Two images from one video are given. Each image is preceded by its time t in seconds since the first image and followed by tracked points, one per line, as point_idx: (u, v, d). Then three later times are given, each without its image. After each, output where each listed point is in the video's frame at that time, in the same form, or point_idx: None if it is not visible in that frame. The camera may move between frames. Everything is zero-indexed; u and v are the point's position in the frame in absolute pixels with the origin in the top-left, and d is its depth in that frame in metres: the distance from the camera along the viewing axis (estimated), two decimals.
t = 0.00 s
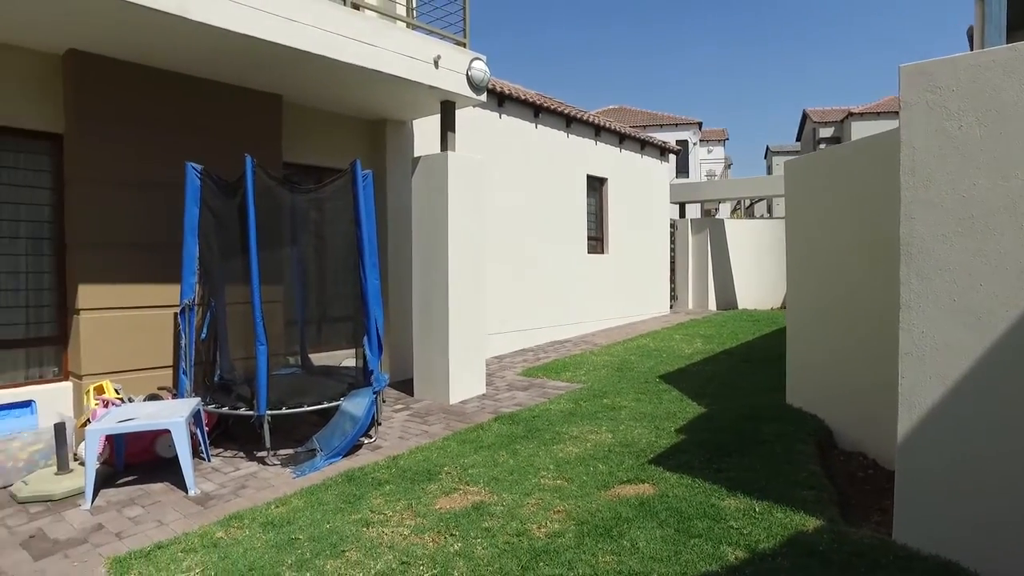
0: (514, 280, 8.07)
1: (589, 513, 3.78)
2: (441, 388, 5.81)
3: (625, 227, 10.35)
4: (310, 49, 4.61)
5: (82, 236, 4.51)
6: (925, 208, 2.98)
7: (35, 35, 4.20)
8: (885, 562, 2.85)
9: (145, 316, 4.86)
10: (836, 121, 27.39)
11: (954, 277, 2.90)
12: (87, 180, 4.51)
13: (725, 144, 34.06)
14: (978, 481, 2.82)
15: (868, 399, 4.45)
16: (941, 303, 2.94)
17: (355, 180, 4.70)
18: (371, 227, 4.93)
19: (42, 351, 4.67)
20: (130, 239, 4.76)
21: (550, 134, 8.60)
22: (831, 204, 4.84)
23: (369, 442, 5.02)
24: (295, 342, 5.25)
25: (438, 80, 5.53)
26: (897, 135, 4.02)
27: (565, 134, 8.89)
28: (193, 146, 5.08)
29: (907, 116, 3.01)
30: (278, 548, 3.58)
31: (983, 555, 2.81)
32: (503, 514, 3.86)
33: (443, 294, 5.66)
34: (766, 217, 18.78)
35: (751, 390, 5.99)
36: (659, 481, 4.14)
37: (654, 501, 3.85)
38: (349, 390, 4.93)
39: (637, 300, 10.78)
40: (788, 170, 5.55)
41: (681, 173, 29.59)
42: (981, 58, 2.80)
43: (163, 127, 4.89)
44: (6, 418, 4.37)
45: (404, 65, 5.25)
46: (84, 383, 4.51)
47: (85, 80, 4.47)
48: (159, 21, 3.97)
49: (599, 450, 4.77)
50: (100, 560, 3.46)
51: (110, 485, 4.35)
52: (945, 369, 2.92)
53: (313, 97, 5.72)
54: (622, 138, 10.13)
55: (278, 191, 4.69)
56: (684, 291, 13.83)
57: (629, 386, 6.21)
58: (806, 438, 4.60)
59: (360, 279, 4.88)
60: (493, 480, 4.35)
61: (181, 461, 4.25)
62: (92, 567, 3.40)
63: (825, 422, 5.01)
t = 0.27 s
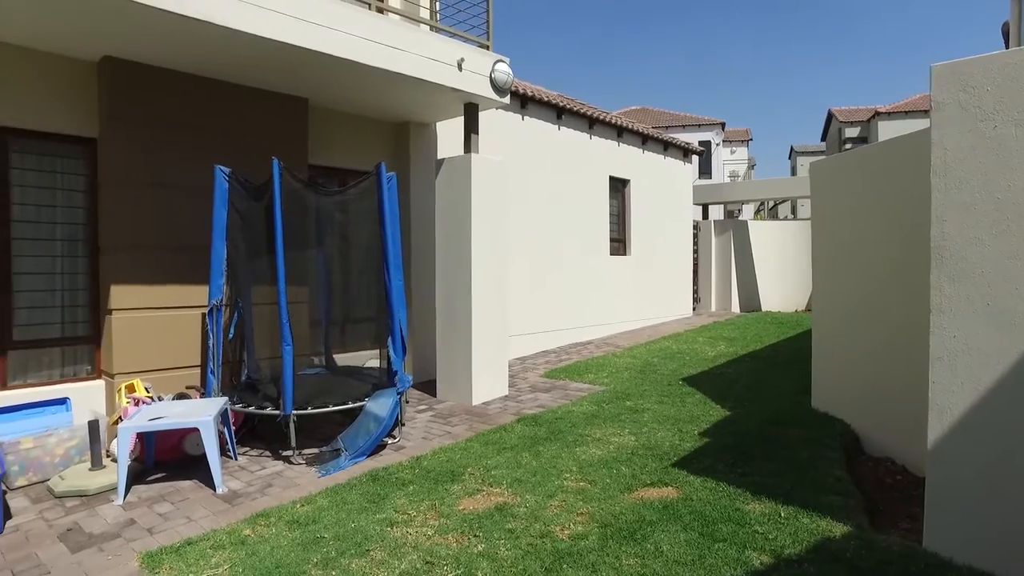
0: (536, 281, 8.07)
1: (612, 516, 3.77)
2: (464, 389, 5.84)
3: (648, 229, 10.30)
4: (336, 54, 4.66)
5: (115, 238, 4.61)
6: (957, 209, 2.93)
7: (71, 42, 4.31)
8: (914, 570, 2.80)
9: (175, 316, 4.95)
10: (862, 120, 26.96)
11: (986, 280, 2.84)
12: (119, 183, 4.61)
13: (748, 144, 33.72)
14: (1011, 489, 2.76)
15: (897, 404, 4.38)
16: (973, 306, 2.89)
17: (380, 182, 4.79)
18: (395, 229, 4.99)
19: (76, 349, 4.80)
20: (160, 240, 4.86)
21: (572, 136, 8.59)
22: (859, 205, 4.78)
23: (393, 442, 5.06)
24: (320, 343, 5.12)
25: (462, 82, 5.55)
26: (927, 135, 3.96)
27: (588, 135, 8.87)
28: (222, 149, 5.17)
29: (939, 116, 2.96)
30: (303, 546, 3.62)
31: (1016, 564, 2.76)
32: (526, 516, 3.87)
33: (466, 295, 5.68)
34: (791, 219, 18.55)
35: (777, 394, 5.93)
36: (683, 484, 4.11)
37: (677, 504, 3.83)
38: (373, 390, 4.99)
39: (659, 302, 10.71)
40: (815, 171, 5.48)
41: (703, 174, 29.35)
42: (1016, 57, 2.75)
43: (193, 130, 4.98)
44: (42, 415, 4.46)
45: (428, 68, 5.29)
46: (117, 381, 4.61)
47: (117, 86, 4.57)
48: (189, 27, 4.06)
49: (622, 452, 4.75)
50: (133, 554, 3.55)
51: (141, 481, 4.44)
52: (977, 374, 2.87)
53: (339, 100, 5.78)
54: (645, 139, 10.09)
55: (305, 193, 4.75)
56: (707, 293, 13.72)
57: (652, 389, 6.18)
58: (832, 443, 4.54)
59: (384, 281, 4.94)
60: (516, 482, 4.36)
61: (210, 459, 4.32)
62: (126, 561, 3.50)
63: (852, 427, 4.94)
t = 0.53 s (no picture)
0: (557, 284, 8.07)
1: (634, 519, 3.75)
2: (485, 390, 5.85)
3: (669, 231, 10.24)
4: (359, 57, 4.71)
5: (144, 240, 4.70)
6: (989, 210, 2.88)
7: (103, 49, 4.42)
8: None
9: (202, 317, 5.02)
10: (887, 121, 26.57)
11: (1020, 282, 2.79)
12: (149, 186, 4.70)
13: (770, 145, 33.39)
14: None
15: (925, 409, 4.30)
16: (1005, 309, 2.83)
17: (404, 184, 4.86)
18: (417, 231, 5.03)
19: (107, 349, 4.90)
20: (188, 242, 4.93)
21: (594, 138, 8.57)
22: (885, 207, 4.70)
23: (415, 443, 5.09)
24: (342, 343, 5.03)
25: (484, 85, 5.57)
26: (959, 135, 3.88)
27: (609, 137, 8.85)
28: (248, 152, 5.25)
29: (971, 116, 2.92)
30: (327, 545, 3.65)
31: None
32: (548, 518, 3.86)
33: (488, 297, 5.70)
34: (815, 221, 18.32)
35: (801, 398, 5.86)
36: (707, 488, 4.08)
37: (700, 508, 3.80)
38: (396, 391, 5.01)
39: (681, 305, 10.64)
40: (839, 173, 5.41)
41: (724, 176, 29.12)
42: None
43: (220, 134, 5.06)
44: (76, 413, 4.54)
45: (451, 71, 5.32)
46: (146, 380, 4.70)
47: (147, 91, 4.66)
48: (217, 33, 4.13)
49: (644, 455, 4.73)
50: (161, 550, 3.63)
51: (169, 479, 4.52)
52: (1010, 378, 2.81)
53: (362, 103, 5.84)
54: (668, 141, 10.04)
55: (329, 195, 4.80)
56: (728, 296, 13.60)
57: (674, 392, 6.14)
58: (859, 448, 4.47)
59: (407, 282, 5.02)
60: (538, 484, 4.36)
61: (235, 458, 4.38)
62: (155, 556, 3.57)
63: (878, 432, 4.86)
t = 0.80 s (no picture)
0: (580, 285, 8.05)
1: (658, 522, 3.72)
2: (508, 392, 5.85)
3: (693, 233, 10.16)
4: (383, 60, 4.75)
5: (173, 242, 4.78)
6: None
7: (134, 55, 4.51)
8: None
9: (229, 318, 5.10)
10: (914, 120, 26.10)
11: None
12: (178, 189, 4.79)
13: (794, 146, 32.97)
14: None
15: (957, 414, 4.21)
16: None
17: (428, 186, 4.90)
18: (441, 233, 5.08)
19: (137, 349, 4.99)
20: (216, 244, 5.01)
21: (616, 140, 8.54)
22: (917, 209, 4.61)
23: (438, 444, 5.11)
24: (366, 345, 5.15)
25: (506, 87, 5.58)
26: (994, 135, 3.79)
27: (632, 139, 8.81)
28: (275, 155, 5.32)
29: (1006, 115, 2.86)
30: (352, 544, 3.68)
31: None
32: (571, 521, 3.85)
33: (511, 299, 5.70)
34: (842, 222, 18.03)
35: (829, 402, 5.77)
36: (731, 492, 4.03)
37: (725, 512, 3.76)
38: (420, 393, 5.02)
39: (704, 307, 10.55)
40: (866, 174, 5.32)
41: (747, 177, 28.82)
42: None
43: (247, 137, 5.13)
44: (107, 411, 4.65)
45: (474, 74, 5.34)
46: (174, 379, 4.77)
47: (177, 96, 4.75)
48: (244, 37, 4.20)
49: (668, 458, 4.69)
50: (190, 546, 3.69)
51: (197, 477, 4.59)
52: None
53: (386, 106, 5.89)
54: (691, 142, 9.97)
55: (353, 198, 4.78)
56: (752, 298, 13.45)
57: (698, 395, 6.09)
58: (888, 453, 4.39)
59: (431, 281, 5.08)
60: (561, 486, 4.35)
61: (261, 457, 4.43)
62: (184, 552, 3.64)
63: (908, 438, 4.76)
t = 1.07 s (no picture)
0: (603, 287, 8.02)
1: (683, 526, 3.69)
2: (532, 393, 5.85)
3: (717, 234, 10.08)
4: (407, 63, 4.78)
5: (203, 243, 4.87)
6: None
7: (165, 61, 4.60)
8: None
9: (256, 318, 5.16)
10: (944, 119, 25.61)
11: None
12: (207, 191, 4.87)
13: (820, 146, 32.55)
14: None
15: (991, 419, 4.12)
16: None
17: (451, 187, 4.89)
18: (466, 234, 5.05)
19: (167, 348, 5.09)
20: (244, 246, 5.09)
21: (640, 140, 8.50)
22: (951, 209, 4.49)
23: (462, 445, 5.12)
24: (390, 346, 5.13)
25: (529, 88, 5.58)
26: None
27: (656, 140, 8.76)
28: (302, 158, 5.38)
29: None
30: (377, 544, 3.71)
31: None
32: (595, 523, 3.84)
33: (535, 301, 5.71)
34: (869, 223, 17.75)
35: (858, 406, 5.67)
36: (757, 496, 3.99)
37: (751, 517, 3.72)
38: (444, 394, 5.05)
39: (728, 309, 10.45)
40: (896, 173, 5.20)
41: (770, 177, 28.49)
42: None
43: (274, 141, 5.20)
44: (138, 409, 4.79)
45: (498, 75, 5.35)
46: (202, 379, 4.85)
47: (206, 100, 4.83)
48: (271, 41, 4.27)
49: (693, 461, 4.66)
50: (219, 543, 3.75)
51: (225, 475, 4.66)
52: None
53: (411, 109, 5.93)
54: (715, 142, 9.89)
55: (378, 199, 4.81)
56: (777, 300, 13.29)
57: (723, 398, 6.04)
58: (919, 459, 4.30)
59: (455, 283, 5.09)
60: (585, 488, 4.34)
61: (288, 456, 4.48)
62: (213, 549, 3.70)
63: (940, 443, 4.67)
